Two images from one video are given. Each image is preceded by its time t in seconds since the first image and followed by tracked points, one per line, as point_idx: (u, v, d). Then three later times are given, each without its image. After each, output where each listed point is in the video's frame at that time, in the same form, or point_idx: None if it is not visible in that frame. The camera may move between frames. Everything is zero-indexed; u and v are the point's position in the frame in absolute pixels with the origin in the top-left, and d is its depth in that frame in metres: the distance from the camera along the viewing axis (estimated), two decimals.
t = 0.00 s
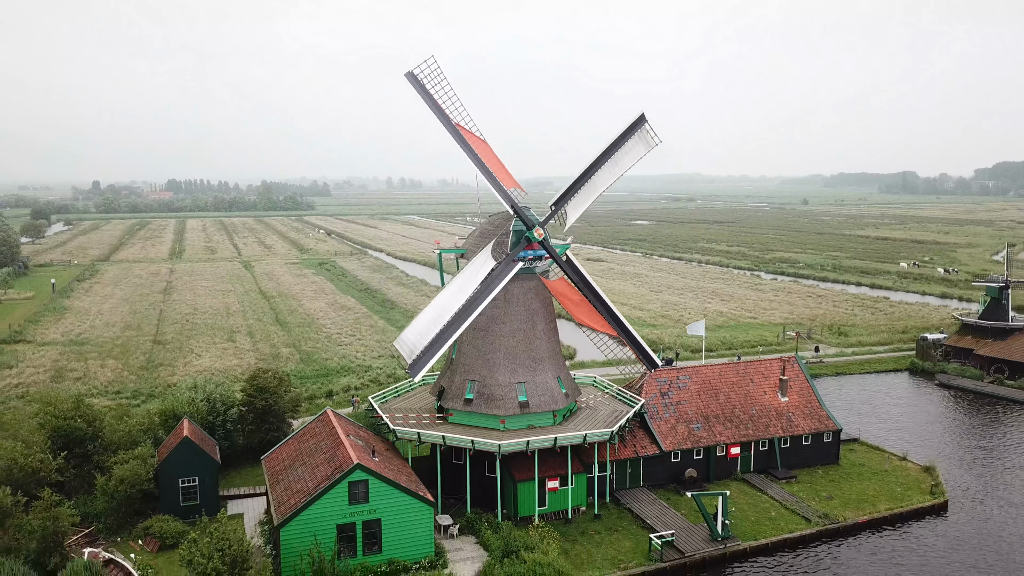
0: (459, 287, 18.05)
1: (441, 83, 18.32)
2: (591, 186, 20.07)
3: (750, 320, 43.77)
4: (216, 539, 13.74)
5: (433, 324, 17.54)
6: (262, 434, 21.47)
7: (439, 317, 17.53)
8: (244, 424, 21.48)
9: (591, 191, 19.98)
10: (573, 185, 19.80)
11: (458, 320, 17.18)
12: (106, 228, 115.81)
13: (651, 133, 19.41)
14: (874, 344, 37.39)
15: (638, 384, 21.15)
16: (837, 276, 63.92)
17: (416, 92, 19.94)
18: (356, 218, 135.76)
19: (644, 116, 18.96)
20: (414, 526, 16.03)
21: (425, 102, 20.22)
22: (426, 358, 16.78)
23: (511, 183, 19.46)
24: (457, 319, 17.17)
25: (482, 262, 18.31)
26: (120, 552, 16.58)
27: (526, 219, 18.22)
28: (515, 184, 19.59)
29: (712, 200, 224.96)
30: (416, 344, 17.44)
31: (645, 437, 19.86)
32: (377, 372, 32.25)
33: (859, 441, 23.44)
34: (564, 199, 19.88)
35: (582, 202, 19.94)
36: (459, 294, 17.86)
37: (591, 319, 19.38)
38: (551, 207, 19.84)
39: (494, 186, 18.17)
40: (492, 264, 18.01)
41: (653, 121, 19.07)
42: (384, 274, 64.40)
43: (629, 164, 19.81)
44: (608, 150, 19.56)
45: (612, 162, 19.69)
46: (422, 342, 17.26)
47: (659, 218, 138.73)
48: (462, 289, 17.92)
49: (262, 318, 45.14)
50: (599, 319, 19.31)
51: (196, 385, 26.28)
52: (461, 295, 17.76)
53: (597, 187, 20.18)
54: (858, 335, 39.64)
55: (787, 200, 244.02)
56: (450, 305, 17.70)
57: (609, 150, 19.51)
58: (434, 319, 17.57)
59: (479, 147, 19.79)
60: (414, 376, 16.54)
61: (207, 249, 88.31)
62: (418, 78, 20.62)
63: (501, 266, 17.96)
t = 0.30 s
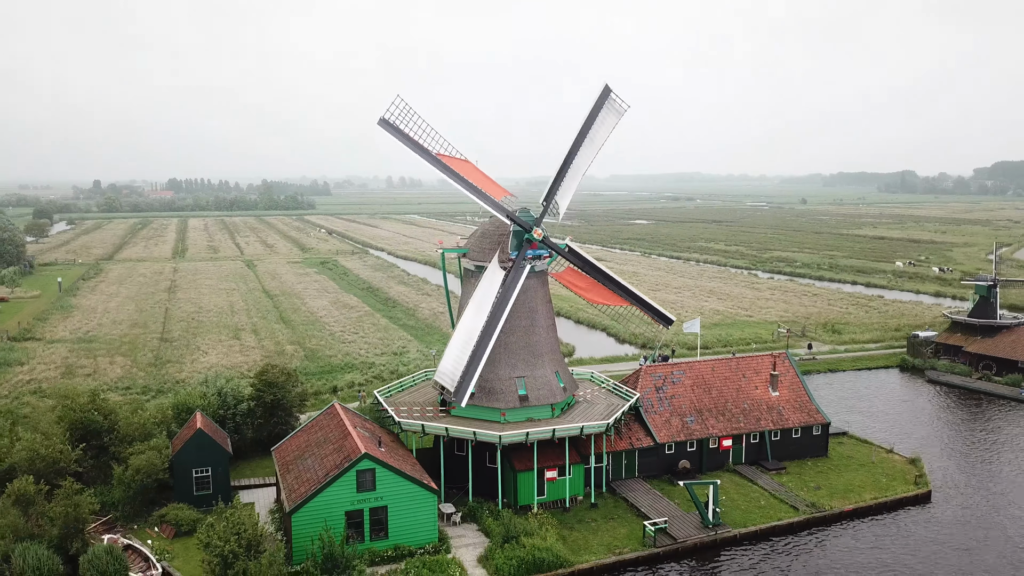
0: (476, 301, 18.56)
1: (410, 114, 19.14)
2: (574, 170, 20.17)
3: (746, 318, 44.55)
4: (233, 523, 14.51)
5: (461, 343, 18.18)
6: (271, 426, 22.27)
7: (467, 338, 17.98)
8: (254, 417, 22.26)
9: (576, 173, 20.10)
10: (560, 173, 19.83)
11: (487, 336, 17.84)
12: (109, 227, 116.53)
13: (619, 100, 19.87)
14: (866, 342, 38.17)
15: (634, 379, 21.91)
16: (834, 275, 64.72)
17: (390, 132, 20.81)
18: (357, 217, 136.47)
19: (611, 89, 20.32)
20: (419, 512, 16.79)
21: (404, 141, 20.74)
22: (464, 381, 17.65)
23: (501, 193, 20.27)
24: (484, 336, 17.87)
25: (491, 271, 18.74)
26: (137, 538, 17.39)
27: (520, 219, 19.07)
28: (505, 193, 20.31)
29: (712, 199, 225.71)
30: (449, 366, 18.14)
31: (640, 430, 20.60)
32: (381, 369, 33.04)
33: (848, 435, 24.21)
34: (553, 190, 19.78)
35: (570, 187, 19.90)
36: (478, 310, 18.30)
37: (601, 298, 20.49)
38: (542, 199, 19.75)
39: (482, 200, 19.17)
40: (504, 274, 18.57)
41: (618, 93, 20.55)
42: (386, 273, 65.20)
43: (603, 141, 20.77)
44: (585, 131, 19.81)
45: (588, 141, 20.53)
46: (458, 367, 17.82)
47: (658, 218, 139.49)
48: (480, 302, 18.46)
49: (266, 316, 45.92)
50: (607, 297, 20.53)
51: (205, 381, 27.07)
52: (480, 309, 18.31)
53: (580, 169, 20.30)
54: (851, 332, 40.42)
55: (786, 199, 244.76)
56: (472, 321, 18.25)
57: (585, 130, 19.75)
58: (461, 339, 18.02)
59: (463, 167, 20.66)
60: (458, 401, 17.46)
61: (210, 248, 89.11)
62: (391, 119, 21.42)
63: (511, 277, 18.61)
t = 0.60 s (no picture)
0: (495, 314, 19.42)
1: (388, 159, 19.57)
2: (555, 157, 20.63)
3: (742, 317, 45.34)
4: (248, 509, 15.31)
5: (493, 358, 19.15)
6: (280, 420, 23.10)
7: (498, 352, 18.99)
8: (263, 411, 23.08)
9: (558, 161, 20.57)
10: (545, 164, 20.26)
11: (514, 343, 18.91)
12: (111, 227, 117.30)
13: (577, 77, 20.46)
14: (859, 339, 38.97)
15: (630, 374, 22.70)
16: (830, 274, 65.50)
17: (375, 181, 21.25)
18: (358, 217, 137.55)
19: (570, 71, 20.94)
20: (424, 500, 17.58)
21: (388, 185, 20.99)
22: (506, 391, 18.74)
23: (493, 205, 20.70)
24: (513, 345, 18.90)
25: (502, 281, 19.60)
26: (154, 526, 18.19)
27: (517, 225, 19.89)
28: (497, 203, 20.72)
29: (711, 199, 226.42)
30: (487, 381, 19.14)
31: (636, 424, 21.40)
32: (384, 366, 33.84)
33: (837, 429, 25.02)
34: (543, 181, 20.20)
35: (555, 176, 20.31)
36: (501, 321, 19.24)
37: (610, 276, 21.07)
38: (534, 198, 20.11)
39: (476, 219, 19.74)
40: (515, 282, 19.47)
41: (578, 74, 21.18)
42: (387, 273, 65.96)
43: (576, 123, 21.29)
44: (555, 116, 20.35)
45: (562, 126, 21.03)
46: (496, 382, 18.93)
47: (657, 218, 140.21)
48: (500, 313, 19.37)
49: (271, 315, 46.69)
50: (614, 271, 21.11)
51: (214, 376, 27.86)
52: (502, 321, 19.25)
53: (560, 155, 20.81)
54: (845, 330, 41.22)
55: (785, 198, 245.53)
56: (497, 333, 19.18)
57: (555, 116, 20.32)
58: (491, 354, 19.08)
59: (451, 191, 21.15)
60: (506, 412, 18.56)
61: (212, 248, 89.86)
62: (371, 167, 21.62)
63: (522, 280, 19.51)
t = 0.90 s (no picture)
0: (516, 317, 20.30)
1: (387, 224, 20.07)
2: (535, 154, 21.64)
3: (738, 315, 46.18)
4: (262, 496, 16.11)
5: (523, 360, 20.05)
6: (289, 414, 23.93)
7: (527, 353, 20.07)
8: (272, 406, 23.90)
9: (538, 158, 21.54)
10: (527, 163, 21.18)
11: (540, 338, 20.22)
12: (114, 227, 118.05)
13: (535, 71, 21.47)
14: (852, 337, 39.80)
15: (626, 370, 23.50)
16: (825, 274, 66.34)
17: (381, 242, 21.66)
18: (359, 216, 138.42)
19: (529, 66, 21.68)
20: (427, 489, 18.39)
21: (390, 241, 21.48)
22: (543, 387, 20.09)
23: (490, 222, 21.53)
24: (542, 343, 20.23)
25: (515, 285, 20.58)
26: (169, 514, 19.00)
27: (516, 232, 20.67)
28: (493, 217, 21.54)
29: (710, 199, 227.20)
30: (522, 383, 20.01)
31: (632, 418, 22.20)
32: (387, 363, 34.66)
33: (827, 423, 25.84)
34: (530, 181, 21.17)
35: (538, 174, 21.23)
36: (523, 325, 20.27)
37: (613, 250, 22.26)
38: (523, 199, 21.07)
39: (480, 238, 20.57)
40: (530, 284, 20.62)
41: (537, 66, 21.92)
42: (388, 272, 66.78)
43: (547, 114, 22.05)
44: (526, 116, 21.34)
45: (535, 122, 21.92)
46: (532, 383, 19.92)
47: (656, 218, 141.04)
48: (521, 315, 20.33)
49: (275, 313, 47.50)
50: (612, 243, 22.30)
51: (223, 373, 28.68)
52: (525, 323, 20.27)
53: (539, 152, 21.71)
54: (839, 328, 42.05)
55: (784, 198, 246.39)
56: (523, 336, 20.21)
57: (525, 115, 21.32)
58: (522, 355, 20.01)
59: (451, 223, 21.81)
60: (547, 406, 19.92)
61: (215, 247, 90.69)
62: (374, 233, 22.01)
63: (533, 281, 20.67)
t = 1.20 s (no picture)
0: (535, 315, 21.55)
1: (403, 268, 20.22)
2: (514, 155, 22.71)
3: (734, 313, 47.00)
4: (273, 484, 16.91)
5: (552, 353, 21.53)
6: (296, 407, 24.73)
7: (554, 346, 21.58)
8: (281, 400, 24.71)
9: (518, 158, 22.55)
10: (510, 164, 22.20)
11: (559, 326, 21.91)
12: (116, 225, 118.80)
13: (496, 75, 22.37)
14: (845, 334, 40.62)
15: (623, 365, 24.30)
16: (822, 272, 67.15)
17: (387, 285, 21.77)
18: (360, 215, 139.27)
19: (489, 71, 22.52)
20: (431, 478, 19.19)
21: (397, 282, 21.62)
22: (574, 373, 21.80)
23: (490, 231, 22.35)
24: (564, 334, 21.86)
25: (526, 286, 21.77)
26: (183, 502, 19.82)
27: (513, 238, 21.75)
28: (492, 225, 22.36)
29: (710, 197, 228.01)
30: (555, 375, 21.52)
31: (628, 411, 23.02)
32: (390, 359, 35.48)
33: (818, 417, 26.65)
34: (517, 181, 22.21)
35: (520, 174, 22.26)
36: (542, 320, 21.68)
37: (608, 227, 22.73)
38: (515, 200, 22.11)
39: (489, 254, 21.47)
40: (541, 284, 21.91)
41: (497, 69, 22.76)
42: (390, 271, 67.59)
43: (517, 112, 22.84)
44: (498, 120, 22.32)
45: (509, 124, 22.88)
46: (564, 372, 21.57)
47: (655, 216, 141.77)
48: (539, 312, 21.72)
49: (279, 311, 48.29)
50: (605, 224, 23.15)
51: (232, 368, 29.50)
52: (545, 319, 21.71)
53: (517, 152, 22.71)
54: (833, 326, 42.88)
55: (783, 196, 247.16)
56: (547, 331, 21.62)
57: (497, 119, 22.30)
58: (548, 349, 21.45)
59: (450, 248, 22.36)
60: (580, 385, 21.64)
61: (218, 246, 91.54)
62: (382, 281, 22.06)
63: (541, 279, 21.98)
